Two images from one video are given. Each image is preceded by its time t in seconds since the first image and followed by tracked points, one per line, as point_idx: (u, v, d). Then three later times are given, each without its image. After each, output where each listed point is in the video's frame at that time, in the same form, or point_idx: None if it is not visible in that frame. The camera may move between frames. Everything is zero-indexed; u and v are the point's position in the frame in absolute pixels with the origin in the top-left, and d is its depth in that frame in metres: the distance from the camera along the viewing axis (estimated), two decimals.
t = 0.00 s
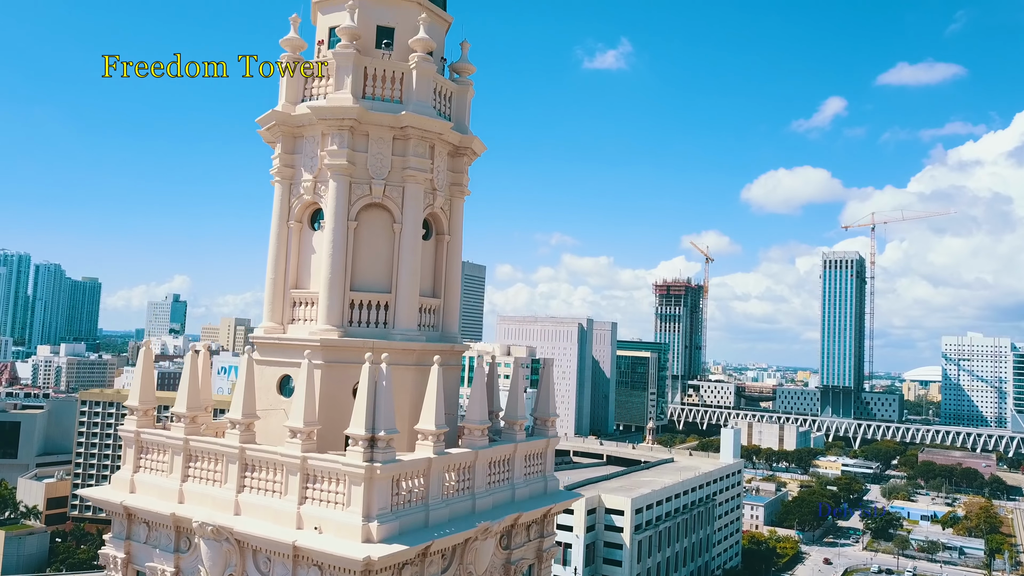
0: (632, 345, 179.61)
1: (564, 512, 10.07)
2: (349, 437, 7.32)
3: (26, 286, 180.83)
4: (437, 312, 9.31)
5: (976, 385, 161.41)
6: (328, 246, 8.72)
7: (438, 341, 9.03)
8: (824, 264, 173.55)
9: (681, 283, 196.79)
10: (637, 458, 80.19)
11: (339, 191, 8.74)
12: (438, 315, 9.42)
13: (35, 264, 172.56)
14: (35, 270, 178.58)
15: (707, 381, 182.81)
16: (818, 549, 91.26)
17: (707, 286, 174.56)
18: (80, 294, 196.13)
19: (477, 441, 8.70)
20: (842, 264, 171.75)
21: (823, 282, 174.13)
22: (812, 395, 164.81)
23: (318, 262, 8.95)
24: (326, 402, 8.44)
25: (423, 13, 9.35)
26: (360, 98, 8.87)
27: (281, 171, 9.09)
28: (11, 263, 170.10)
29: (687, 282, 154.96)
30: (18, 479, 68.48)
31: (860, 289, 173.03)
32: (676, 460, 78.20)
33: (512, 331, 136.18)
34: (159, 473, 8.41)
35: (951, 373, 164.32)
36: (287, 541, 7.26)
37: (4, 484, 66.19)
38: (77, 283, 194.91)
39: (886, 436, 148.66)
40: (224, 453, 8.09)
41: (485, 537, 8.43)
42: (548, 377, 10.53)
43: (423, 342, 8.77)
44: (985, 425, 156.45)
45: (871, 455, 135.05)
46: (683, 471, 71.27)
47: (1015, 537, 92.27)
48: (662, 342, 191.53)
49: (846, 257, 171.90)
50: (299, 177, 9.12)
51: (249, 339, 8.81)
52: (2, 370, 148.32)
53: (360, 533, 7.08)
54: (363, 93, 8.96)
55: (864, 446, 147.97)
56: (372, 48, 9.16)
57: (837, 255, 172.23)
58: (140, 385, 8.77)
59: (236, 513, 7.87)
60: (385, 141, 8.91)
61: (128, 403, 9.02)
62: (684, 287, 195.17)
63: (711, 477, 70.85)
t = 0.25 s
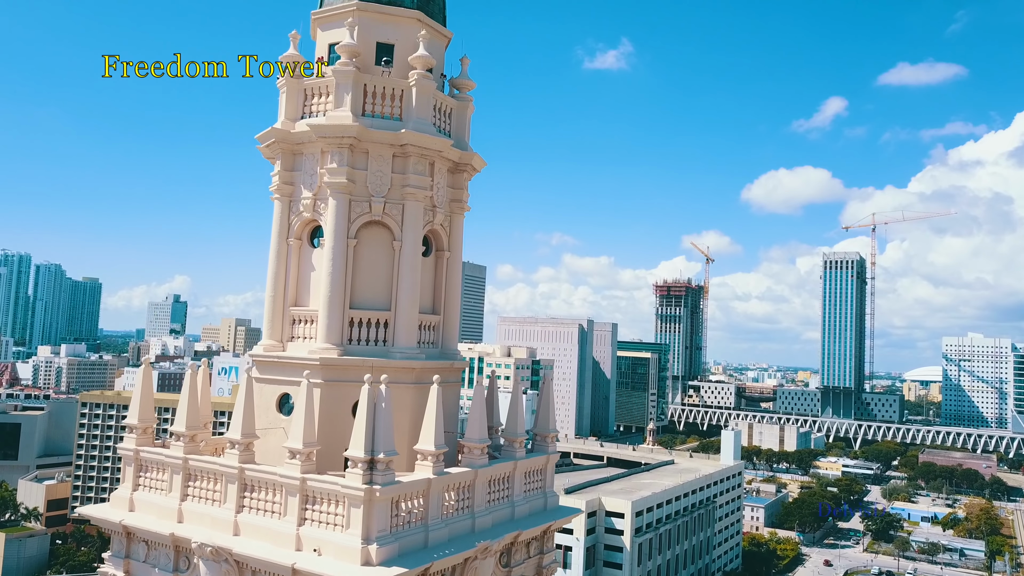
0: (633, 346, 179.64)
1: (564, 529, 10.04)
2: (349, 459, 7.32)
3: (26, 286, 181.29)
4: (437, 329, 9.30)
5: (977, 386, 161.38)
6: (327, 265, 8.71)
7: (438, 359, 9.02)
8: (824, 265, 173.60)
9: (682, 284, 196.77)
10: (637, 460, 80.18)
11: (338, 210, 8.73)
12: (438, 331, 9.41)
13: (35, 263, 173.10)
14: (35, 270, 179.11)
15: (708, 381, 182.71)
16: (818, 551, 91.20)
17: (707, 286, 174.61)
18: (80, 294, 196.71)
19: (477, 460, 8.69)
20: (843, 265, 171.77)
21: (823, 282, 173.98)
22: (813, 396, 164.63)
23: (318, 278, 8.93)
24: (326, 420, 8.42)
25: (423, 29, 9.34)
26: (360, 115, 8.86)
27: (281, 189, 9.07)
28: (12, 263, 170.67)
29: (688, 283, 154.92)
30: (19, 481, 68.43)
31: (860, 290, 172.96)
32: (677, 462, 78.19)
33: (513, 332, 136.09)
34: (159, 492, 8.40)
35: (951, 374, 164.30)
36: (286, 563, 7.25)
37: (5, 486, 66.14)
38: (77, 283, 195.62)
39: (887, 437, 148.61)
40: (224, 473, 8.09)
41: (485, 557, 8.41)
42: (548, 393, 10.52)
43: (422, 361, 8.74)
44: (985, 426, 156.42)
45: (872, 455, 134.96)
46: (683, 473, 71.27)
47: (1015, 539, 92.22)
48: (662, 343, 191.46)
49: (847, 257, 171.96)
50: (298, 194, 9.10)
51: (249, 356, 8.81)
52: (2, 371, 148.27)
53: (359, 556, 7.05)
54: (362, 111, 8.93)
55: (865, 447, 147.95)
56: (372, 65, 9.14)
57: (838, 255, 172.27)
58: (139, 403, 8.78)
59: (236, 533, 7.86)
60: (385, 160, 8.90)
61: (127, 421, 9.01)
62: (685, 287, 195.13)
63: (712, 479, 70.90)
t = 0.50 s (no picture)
0: (633, 347, 179.72)
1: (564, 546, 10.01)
2: (348, 481, 7.32)
3: (26, 287, 181.91)
4: (436, 346, 9.27)
5: (977, 387, 161.35)
6: (327, 285, 8.68)
7: (437, 378, 9.01)
8: (824, 266, 173.80)
9: (682, 285, 196.79)
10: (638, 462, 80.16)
11: (338, 228, 8.72)
12: (437, 349, 9.38)
13: (35, 264, 174.02)
14: (35, 270, 180.01)
15: (708, 382, 182.59)
16: (819, 553, 91.09)
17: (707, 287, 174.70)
18: (79, 295, 197.35)
19: (476, 478, 8.68)
20: (842, 265, 171.94)
21: (823, 283, 173.92)
22: (813, 397, 164.37)
23: (318, 296, 8.92)
24: (325, 440, 8.41)
25: (422, 46, 9.34)
26: (359, 132, 8.85)
27: (279, 208, 9.05)
28: (12, 263, 171.60)
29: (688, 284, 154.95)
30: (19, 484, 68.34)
31: (860, 290, 172.93)
32: (677, 464, 78.18)
33: (513, 333, 136.12)
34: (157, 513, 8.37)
35: (952, 375, 164.23)
36: None
37: (5, 489, 66.05)
38: (77, 284, 196.65)
39: (887, 438, 148.56)
40: (223, 494, 8.08)
41: None
42: (548, 410, 10.54)
43: (421, 380, 8.72)
44: (986, 426, 156.30)
45: (872, 456, 134.88)
46: (683, 475, 71.27)
47: (1016, 540, 92.14)
48: (663, 343, 191.48)
49: (846, 258, 172.12)
50: (297, 212, 9.08)
51: (248, 376, 8.80)
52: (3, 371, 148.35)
53: None
54: (362, 128, 8.92)
55: (865, 447, 147.95)
56: (371, 82, 9.14)
57: (838, 256, 172.46)
58: (139, 422, 8.81)
59: (234, 555, 7.84)
60: (385, 177, 8.88)
61: (127, 439, 8.99)
62: (685, 288, 195.13)
63: (713, 481, 71.03)
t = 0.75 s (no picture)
0: (634, 348, 179.79)
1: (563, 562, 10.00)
2: (347, 504, 7.32)
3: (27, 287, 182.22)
4: (436, 364, 9.25)
5: (978, 387, 161.27)
6: (326, 302, 8.67)
7: (437, 396, 8.98)
8: (825, 266, 173.93)
9: (683, 286, 196.89)
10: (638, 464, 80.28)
11: (337, 246, 8.70)
12: (436, 366, 9.36)
13: (35, 264, 174.66)
14: (35, 271, 180.51)
15: (709, 383, 182.59)
16: (820, 555, 91.08)
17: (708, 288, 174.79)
18: (80, 296, 197.84)
19: (475, 498, 8.67)
20: (844, 266, 172.05)
21: (824, 284, 173.90)
22: (814, 397, 164.31)
23: (317, 314, 8.91)
24: (324, 459, 8.39)
25: (422, 63, 9.34)
26: (358, 150, 8.85)
27: (279, 224, 9.03)
28: (13, 263, 172.24)
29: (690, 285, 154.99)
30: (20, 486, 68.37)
31: (861, 291, 172.96)
32: (678, 466, 78.20)
33: (514, 334, 136.17)
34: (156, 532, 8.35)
35: (953, 375, 164.19)
36: None
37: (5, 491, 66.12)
38: (77, 285, 197.20)
39: (888, 439, 148.48)
40: (221, 513, 8.07)
41: None
42: (548, 426, 10.51)
43: (420, 399, 8.70)
44: (986, 427, 156.20)
45: (873, 457, 134.86)
46: (683, 478, 71.32)
47: (1017, 542, 92.10)
48: (663, 344, 191.40)
49: (847, 259, 172.27)
50: (297, 230, 9.07)
51: (247, 394, 8.79)
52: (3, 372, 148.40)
53: None
54: (361, 146, 8.92)
55: (866, 448, 147.92)
56: (371, 100, 9.13)
57: (839, 257, 172.60)
58: (139, 441, 8.79)
59: None
60: (384, 195, 8.87)
61: (126, 458, 8.99)
62: (686, 289, 195.26)
63: (713, 483, 71.10)
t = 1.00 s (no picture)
0: (634, 349, 179.88)
1: None
2: (346, 527, 7.32)
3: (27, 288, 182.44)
4: (434, 382, 9.23)
5: (978, 388, 161.24)
6: (325, 321, 8.66)
7: (435, 415, 8.96)
8: (826, 267, 174.06)
9: (683, 286, 196.99)
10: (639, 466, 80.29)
11: (337, 265, 8.69)
12: (435, 383, 9.33)
13: (35, 265, 174.90)
14: (36, 271, 180.73)
15: (709, 384, 182.65)
16: (820, 556, 91.07)
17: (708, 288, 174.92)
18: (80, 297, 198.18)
19: (474, 517, 8.64)
20: (844, 267, 172.17)
21: (824, 285, 174.02)
22: (814, 398, 164.37)
23: (316, 332, 8.89)
24: (323, 477, 8.38)
25: (422, 80, 9.33)
26: (358, 168, 8.80)
27: (277, 243, 9.00)
28: (12, 264, 172.47)
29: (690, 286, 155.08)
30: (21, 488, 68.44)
31: (862, 292, 173.05)
32: (678, 468, 78.22)
33: (514, 335, 136.21)
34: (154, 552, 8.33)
35: (953, 376, 164.17)
36: None
37: (6, 493, 66.15)
38: (78, 286, 197.48)
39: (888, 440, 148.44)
40: (220, 534, 8.05)
41: None
42: (547, 442, 10.49)
43: (420, 418, 8.69)
44: (987, 428, 156.16)
45: (873, 458, 134.86)
46: (684, 480, 71.35)
47: (1017, 544, 92.07)
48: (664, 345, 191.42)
49: (847, 260, 172.40)
50: (296, 248, 9.05)
51: (245, 412, 8.77)
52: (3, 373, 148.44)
53: None
54: (360, 164, 8.89)
55: (867, 449, 147.94)
56: (370, 117, 9.12)
57: (839, 258, 172.73)
58: (137, 460, 8.78)
59: None
60: (383, 214, 8.85)
61: (125, 477, 8.97)
62: (686, 289, 195.38)
63: (713, 486, 71.13)
